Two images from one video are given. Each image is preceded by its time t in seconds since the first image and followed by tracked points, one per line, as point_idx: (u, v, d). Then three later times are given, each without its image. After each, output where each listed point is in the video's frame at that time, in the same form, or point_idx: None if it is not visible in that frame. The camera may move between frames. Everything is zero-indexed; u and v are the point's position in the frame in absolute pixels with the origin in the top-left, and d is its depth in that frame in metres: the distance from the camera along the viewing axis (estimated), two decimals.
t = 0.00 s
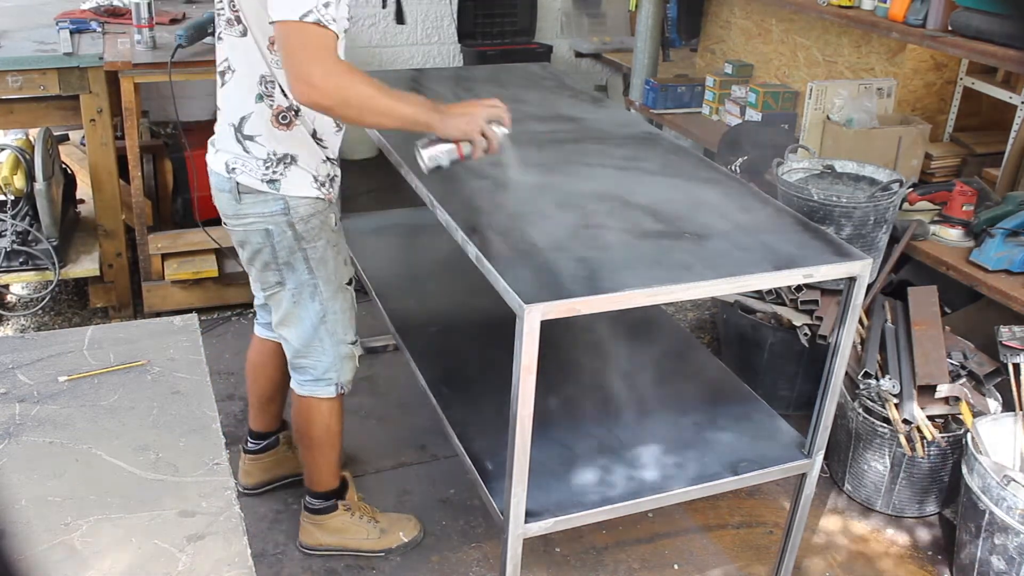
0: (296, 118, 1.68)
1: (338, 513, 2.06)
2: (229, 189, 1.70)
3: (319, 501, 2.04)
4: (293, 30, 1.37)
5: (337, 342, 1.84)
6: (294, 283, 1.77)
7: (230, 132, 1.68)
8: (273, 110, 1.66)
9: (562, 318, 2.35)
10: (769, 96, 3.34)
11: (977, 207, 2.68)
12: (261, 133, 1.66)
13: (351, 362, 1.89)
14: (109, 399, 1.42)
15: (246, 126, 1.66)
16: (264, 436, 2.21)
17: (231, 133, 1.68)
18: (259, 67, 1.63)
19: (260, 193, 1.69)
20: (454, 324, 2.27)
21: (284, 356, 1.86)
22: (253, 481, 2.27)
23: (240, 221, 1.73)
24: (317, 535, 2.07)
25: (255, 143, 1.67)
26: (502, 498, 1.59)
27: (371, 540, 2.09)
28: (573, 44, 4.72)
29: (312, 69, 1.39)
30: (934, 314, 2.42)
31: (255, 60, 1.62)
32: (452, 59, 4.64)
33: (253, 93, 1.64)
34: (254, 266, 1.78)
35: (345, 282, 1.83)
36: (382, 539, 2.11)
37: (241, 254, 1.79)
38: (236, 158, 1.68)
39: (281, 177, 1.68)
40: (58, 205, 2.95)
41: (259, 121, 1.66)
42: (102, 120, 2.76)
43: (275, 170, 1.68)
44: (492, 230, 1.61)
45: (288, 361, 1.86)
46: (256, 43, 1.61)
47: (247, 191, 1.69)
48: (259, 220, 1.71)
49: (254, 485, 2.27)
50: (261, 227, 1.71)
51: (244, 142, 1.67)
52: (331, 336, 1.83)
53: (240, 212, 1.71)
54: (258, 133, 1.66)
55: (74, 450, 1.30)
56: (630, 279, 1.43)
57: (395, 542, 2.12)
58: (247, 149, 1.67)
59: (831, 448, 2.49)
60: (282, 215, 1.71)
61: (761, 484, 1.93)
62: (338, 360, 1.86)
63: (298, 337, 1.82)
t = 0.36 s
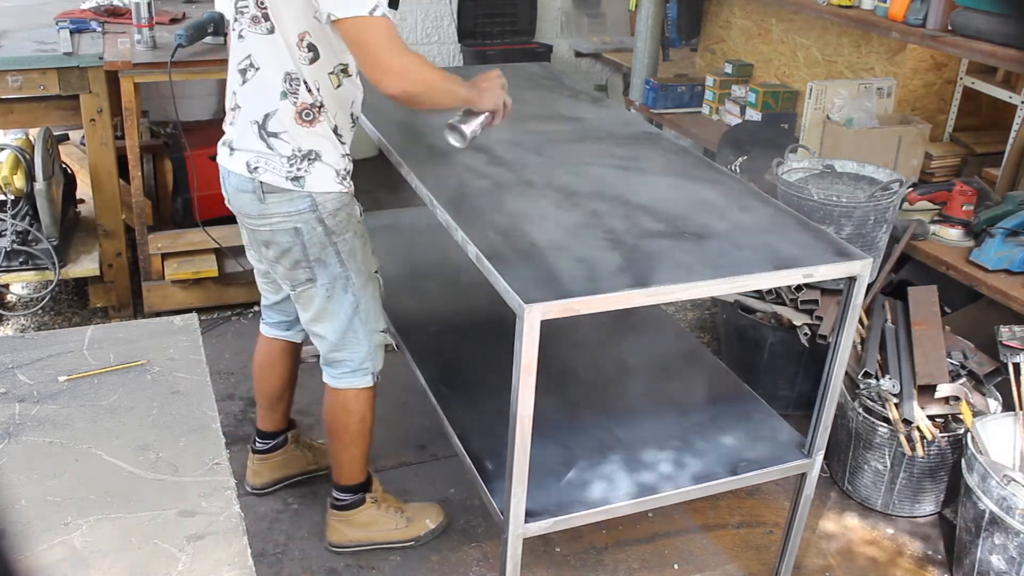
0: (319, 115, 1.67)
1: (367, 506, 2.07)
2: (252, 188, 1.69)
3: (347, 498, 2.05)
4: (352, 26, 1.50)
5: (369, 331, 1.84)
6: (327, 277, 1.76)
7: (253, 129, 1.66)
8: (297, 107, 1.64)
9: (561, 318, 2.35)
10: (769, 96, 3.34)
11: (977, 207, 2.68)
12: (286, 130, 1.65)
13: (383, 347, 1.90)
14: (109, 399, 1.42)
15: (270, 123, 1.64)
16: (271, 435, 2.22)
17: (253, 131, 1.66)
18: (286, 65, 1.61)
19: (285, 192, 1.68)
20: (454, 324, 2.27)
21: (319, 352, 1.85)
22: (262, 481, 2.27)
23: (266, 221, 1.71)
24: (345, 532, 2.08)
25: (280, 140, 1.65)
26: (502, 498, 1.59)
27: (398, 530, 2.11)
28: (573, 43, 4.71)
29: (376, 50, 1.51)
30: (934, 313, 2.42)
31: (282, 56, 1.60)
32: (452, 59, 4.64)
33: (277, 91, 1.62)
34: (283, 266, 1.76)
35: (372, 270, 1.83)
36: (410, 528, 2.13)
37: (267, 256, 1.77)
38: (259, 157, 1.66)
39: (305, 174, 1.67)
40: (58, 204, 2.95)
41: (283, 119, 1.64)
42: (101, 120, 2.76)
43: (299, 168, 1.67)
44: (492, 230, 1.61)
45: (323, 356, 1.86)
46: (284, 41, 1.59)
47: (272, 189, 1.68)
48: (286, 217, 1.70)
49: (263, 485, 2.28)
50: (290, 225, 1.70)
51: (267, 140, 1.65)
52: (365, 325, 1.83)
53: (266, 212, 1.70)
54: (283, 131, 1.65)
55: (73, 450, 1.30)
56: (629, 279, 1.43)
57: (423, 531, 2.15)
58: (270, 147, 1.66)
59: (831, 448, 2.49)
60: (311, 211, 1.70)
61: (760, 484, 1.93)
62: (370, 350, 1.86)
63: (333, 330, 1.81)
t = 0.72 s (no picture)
0: (353, 124, 1.64)
1: (385, 503, 2.10)
2: (278, 194, 1.66)
3: (366, 495, 2.06)
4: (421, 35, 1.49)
5: (387, 336, 1.84)
6: (349, 283, 1.74)
7: (282, 135, 1.62)
8: (332, 116, 1.61)
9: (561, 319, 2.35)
10: (769, 96, 3.34)
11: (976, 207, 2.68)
12: (318, 139, 1.62)
13: (399, 351, 1.91)
14: (109, 399, 1.42)
15: (303, 130, 1.61)
16: (277, 436, 2.22)
17: (283, 137, 1.62)
18: (325, 73, 1.57)
19: (313, 197, 1.66)
20: (455, 323, 2.27)
21: (337, 355, 1.85)
22: (268, 482, 2.27)
23: (290, 225, 1.68)
24: (361, 527, 2.10)
25: (311, 148, 1.62)
26: (502, 498, 1.59)
27: (415, 524, 2.14)
28: (573, 44, 4.71)
29: (445, 55, 1.50)
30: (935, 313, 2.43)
31: (323, 65, 1.56)
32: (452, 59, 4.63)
33: (314, 98, 1.58)
34: (303, 270, 1.74)
35: (391, 276, 1.82)
36: (426, 522, 2.16)
37: (285, 259, 1.75)
38: (287, 163, 1.63)
39: (334, 180, 1.65)
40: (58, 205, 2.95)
41: (317, 127, 1.61)
42: (101, 120, 2.76)
43: (328, 175, 1.65)
44: (492, 230, 1.61)
45: (340, 360, 1.85)
46: (326, 50, 1.56)
47: (298, 195, 1.65)
48: (308, 223, 1.68)
49: (269, 486, 2.27)
50: (315, 230, 1.68)
51: (299, 146, 1.62)
52: (383, 331, 1.83)
53: (290, 216, 1.67)
54: (315, 139, 1.62)
55: (74, 450, 1.30)
56: (629, 279, 1.43)
57: (438, 523, 2.18)
58: (300, 154, 1.63)
59: (831, 448, 2.49)
60: (337, 216, 1.68)
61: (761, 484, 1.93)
62: (388, 354, 1.86)
63: (353, 335, 1.81)
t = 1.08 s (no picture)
0: (383, 140, 1.61)
1: (385, 504, 2.10)
2: (294, 200, 1.64)
3: (365, 495, 2.07)
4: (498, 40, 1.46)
5: (397, 345, 1.84)
6: (361, 291, 1.74)
7: (306, 140, 1.60)
8: (362, 129, 1.58)
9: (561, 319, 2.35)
10: (769, 97, 3.30)
11: (976, 207, 2.68)
12: (344, 149, 1.60)
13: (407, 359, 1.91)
14: (109, 399, 1.42)
15: (328, 138, 1.59)
16: (275, 439, 2.21)
17: (307, 142, 1.61)
18: (363, 86, 1.54)
19: (330, 205, 1.64)
20: (454, 324, 2.27)
21: (346, 364, 1.85)
22: (267, 485, 2.26)
23: (304, 230, 1.67)
24: (362, 528, 2.11)
25: (334, 157, 1.60)
26: (502, 498, 1.59)
27: (416, 524, 2.15)
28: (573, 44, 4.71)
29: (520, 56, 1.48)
30: (935, 314, 2.42)
31: (366, 76, 1.54)
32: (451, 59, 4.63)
33: (349, 109, 1.56)
34: (315, 277, 1.73)
35: (403, 285, 1.82)
36: (426, 522, 2.16)
37: (298, 264, 1.73)
38: (306, 168, 1.61)
39: (353, 189, 1.63)
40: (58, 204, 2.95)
41: (346, 138, 1.58)
42: (101, 120, 2.76)
43: (348, 184, 1.63)
44: (492, 230, 1.61)
45: (349, 368, 1.85)
46: (375, 61, 1.53)
47: (315, 202, 1.64)
48: (320, 229, 1.66)
49: (269, 489, 2.26)
50: (330, 238, 1.66)
51: (322, 153, 1.60)
52: (393, 341, 1.83)
53: (305, 222, 1.66)
54: (340, 148, 1.60)
55: (74, 450, 1.30)
56: (628, 279, 1.43)
57: (438, 522, 2.18)
58: (322, 161, 1.61)
59: (831, 447, 2.49)
60: (354, 225, 1.66)
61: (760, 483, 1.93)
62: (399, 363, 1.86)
63: (362, 344, 1.80)
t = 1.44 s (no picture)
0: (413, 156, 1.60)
1: (386, 503, 2.10)
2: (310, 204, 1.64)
3: (367, 495, 2.07)
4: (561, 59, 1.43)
5: (407, 350, 1.84)
6: (372, 296, 1.74)
7: (337, 145, 1.58)
8: (397, 143, 1.57)
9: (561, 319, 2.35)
10: (769, 96, 3.33)
11: (977, 207, 2.68)
12: (373, 160, 1.58)
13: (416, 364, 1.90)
14: (109, 399, 1.42)
15: (359, 146, 1.57)
16: (266, 428, 2.22)
17: (335, 147, 1.59)
18: (407, 101, 1.53)
19: (345, 212, 1.64)
20: (454, 324, 2.27)
21: (353, 366, 1.84)
22: (253, 474, 2.26)
23: (315, 233, 1.67)
24: (362, 528, 2.10)
25: (360, 166, 1.59)
26: (502, 498, 1.59)
27: (417, 523, 2.15)
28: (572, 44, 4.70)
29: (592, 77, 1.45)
30: (934, 313, 2.42)
31: (410, 93, 1.52)
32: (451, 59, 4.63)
33: (386, 122, 1.55)
34: (325, 279, 1.73)
35: (415, 292, 1.81)
36: (426, 522, 2.16)
37: (308, 264, 1.73)
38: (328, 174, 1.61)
39: (371, 201, 1.63)
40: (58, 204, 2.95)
41: (376, 149, 1.57)
42: (101, 120, 2.76)
43: (367, 195, 1.62)
44: (492, 229, 1.61)
45: (355, 371, 1.85)
46: (426, 80, 1.50)
47: (331, 208, 1.63)
48: (333, 235, 1.66)
49: (255, 478, 2.27)
50: (343, 242, 1.66)
51: (349, 161, 1.59)
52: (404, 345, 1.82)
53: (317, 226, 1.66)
54: (370, 160, 1.58)
55: (74, 450, 1.30)
56: (628, 279, 1.43)
57: (438, 523, 2.18)
58: (348, 169, 1.59)
59: (831, 447, 2.49)
60: (368, 231, 1.66)
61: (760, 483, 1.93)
62: (408, 368, 1.86)
63: (371, 348, 1.80)
